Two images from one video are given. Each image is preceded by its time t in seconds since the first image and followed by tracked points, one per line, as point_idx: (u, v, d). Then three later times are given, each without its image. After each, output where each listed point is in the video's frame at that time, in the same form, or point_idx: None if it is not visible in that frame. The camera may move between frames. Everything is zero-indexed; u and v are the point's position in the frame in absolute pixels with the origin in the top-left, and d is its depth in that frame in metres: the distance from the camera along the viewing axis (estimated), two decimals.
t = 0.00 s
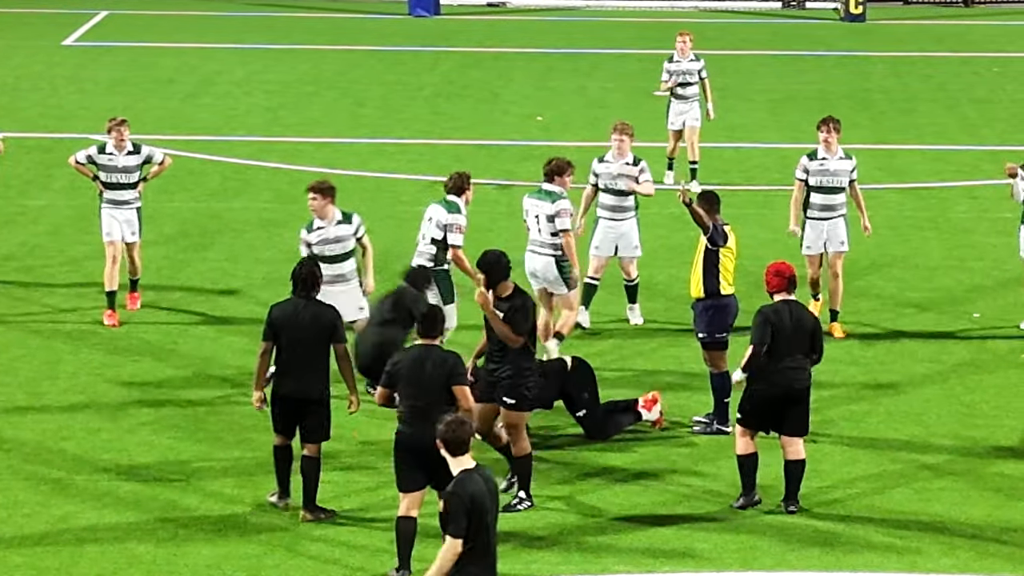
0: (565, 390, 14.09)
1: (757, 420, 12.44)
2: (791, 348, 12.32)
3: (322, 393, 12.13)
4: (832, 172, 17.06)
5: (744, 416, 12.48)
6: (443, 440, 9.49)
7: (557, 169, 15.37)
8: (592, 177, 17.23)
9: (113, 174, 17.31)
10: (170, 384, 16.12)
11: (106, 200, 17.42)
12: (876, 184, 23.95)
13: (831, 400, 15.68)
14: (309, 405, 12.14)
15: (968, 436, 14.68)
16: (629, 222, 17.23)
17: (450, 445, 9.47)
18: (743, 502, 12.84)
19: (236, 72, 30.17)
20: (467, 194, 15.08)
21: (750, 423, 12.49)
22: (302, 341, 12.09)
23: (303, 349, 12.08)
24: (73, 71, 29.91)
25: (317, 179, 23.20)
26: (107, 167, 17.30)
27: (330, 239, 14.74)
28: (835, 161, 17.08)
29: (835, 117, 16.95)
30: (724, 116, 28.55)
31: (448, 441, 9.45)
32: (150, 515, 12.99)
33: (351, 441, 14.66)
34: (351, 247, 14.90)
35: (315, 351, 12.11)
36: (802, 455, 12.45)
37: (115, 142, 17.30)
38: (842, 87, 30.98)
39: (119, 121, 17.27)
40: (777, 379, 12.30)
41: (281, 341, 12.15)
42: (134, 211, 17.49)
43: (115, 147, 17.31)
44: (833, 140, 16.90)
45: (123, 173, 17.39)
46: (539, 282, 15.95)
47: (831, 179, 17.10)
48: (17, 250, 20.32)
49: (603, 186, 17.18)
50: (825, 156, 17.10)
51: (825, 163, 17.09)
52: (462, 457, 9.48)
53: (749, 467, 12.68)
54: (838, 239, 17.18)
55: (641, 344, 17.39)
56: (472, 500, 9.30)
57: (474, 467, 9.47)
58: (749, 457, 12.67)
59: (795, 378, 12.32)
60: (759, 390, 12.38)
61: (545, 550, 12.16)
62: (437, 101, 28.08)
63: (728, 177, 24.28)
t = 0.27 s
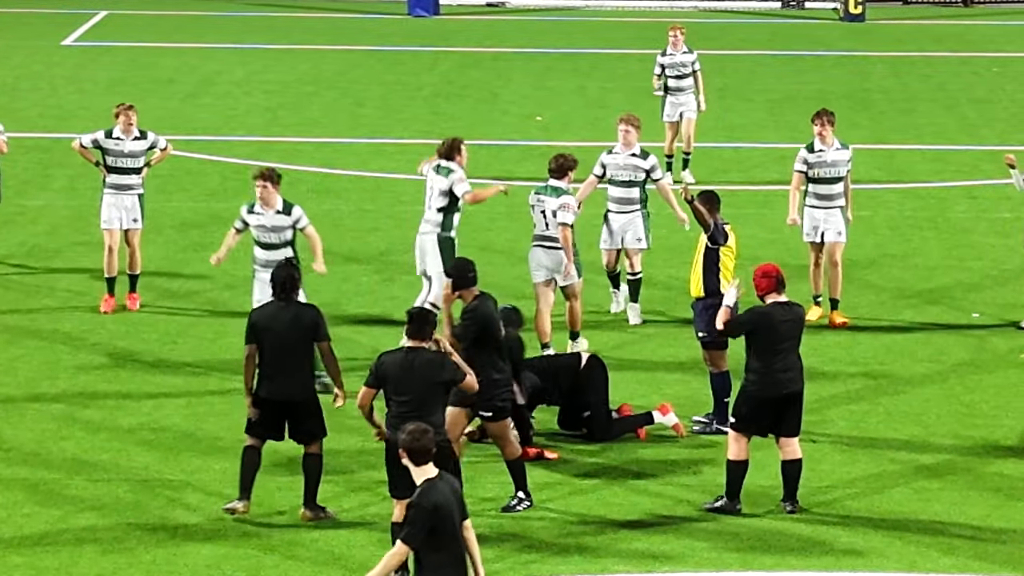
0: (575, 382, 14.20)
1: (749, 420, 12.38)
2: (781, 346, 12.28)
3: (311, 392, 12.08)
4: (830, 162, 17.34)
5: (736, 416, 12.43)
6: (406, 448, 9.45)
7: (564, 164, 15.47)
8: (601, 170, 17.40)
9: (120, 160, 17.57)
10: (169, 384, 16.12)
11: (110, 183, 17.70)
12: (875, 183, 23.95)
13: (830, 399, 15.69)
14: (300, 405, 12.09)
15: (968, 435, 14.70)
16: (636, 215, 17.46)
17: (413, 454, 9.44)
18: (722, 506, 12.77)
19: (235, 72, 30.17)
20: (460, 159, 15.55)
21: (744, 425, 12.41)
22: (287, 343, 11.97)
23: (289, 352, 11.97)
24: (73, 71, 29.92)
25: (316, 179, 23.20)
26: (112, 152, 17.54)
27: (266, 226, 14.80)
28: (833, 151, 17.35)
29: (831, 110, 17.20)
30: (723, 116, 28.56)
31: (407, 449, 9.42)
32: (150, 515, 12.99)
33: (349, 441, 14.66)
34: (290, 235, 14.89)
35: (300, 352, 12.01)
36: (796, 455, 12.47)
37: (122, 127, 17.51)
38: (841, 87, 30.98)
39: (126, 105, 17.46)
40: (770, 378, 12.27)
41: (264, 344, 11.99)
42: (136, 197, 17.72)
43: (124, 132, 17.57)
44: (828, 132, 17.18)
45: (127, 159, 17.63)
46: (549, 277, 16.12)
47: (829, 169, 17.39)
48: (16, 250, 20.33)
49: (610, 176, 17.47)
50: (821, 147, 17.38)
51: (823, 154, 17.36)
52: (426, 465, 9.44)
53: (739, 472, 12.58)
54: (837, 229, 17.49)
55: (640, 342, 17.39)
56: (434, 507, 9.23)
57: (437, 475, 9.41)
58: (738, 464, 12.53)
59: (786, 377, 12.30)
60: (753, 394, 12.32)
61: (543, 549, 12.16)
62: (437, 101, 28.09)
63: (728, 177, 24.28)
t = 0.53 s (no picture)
0: (585, 375, 14.14)
1: (737, 424, 12.32)
2: (762, 347, 12.25)
3: (273, 402, 11.90)
4: (835, 158, 17.46)
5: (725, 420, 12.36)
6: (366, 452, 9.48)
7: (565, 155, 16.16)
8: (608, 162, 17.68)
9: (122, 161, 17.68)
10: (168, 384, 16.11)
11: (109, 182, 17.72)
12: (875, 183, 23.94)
13: (831, 399, 15.68)
14: (263, 416, 11.90)
15: (968, 435, 14.69)
16: (645, 204, 17.76)
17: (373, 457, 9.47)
18: (721, 509, 12.76)
19: (235, 72, 30.16)
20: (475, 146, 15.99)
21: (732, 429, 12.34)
22: (243, 355, 11.80)
23: (249, 364, 11.78)
24: (72, 71, 29.90)
25: (316, 179, 23.19)
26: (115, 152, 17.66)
27: (223, 218, 15.13)
28: (837, 147, 17.49)
29: (836, 106, 17.37)
30: (723, 116, 28.54)
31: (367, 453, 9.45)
32: (149, 515, 12.99)
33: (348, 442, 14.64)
34: (246, 229, 15.22)
35: (258, 363, 11.83)
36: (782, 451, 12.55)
37: (123, 126, 17.58)
38: (841, 87, 30.97)
39: (126, 105, 17.53)
40: (751, 380, 12.28)
41: (219, 358, 11.80)
42: (135, 195, 17.67)
43: (123, 133, 17.65)
44: (834, 129, 17.35)
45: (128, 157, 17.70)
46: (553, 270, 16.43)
47: (834, 165, 17.50)
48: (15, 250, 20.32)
49: (617, 171, 17.69)
50: (826, 143, 17.53)
51: (826, 150, 17.50)
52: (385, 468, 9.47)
53: (738, 479, 12.54)
54: (838, 227, 17.61)
55: (639, 341, 17.37)
56: (395, 508, 9.27)
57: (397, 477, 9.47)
58: (735, 471, 12.47)
59: (766, 378, 12.30)
60: (739, 397, 12.29)
61: (543, 549, 12.15)
62: (436, 101, 28.08)
63: (728, 177, 24.26)
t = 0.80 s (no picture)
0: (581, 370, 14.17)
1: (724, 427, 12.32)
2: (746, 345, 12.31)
3: (216, 383, 12.06)
4: (842, 151, 17.90)
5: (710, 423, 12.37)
6: (337, 456, 9.42)
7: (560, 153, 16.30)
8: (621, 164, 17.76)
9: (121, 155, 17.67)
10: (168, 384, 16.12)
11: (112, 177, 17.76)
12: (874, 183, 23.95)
13: (831, 399, 15.69)
14: (207, 396, 12.05)
15: (968, 434, 14.70)
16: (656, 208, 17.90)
17: (343, 462, 9.40)
18: (723, 509, 12.73)
19: (234, 72, 30.18)
20: (478, 150, 16.26)
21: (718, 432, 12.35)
22: (191, 333, 11.98)
23: (195, 344, 11.94)
24: (72, 71, 29.91)
25: (316, 179, 23.20)
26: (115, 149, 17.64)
27: (178, 213, 15.16)
28: (845, 141, 17.93)
29: (846, 101, 17.85)
30: (723, 116, 28.56)
31: (338, 459, 9.39)
32: (149, 514, 12.99)
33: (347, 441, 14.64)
34: (200, 225, 15.29)
35: (205, 342, 12.01)
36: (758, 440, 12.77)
37: (120, 122, 17.54)
38: (841, 87, 30.98)
39: (123, 101, 17.43)
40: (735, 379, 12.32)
41: (166, 335, 11.98)
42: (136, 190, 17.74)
43: (122, 128, 17.62)
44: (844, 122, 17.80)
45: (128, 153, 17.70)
46: (555, 265, 16.52)
47: (841, 158, 17.93)
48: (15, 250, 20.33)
49: (631, 172, 17.77)
50: (835, 137, 17.95)
51: (834, 143, 17.93)
52: (356, 473, 9.41)
53: (735, 480, 12.52)
54: (846, 216, 18.04)
55: (639, 341, 17.38)
56: (364, 514, 9.24)
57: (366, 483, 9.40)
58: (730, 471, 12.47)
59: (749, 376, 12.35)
60: (723, 397, 12.26)
61: (544, 549, 12.15)
62: (436, 101, 28.10)
63: (727, 177, 24.27)
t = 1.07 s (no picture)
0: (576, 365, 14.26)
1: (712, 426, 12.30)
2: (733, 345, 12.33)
3: (158, 402, 11.90)
4: (846, 151, 17.96)
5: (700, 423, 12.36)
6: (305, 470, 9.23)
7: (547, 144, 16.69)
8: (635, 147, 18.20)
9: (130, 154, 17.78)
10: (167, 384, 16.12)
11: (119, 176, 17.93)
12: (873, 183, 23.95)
13: (830, 398, 15.69)
14: (146, 416, 11.90)
15: (968, 434, 14.71)
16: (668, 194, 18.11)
17: (313, 477, 9.20)
18: (724, 510, 12.71)
19: (234, 72, 30.18)
20: (478, 111, 17.63)
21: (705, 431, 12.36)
22: (130, 355, 11.75)
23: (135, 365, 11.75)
24: (72, 71, 29.91)
25: (316, 179, 23.21)
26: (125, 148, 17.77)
27: (151, 193, 15.98)
28: (848, 140, 17.98)
29: (849, 98, 17.86)
30: (723, 116, 28.57)
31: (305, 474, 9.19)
32: (148, 516, 12.98)
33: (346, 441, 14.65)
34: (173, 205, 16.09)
35: (144, 364, 11.81)
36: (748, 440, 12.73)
37: (131, 121, 17.66)
38: (841, 87, 30.98)
39: (135, 100, 17.55)
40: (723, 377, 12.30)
41: (105, 357, 11.76)
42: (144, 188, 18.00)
43: (132, 127, 17.73)
44: (848, 121, 17.82)
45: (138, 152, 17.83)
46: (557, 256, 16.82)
47: (843, 157, 17.97)
48: (15, 250, 20.33)
49: (645, 157, 18.14)
50: (837, 136, 17.99)
51: (837, 142, 17.99)
52: (323, 490, 9.22)
53: (732, 479, 12.50)
54: (849, 214, 18.10)
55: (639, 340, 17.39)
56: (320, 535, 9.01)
57: (335, 500, 9.18)
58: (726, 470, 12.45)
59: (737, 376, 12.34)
60: (710, 395, 12.27)
61: (544, 549, 12.15)
62: (436, 101, 28.10)
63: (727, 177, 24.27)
